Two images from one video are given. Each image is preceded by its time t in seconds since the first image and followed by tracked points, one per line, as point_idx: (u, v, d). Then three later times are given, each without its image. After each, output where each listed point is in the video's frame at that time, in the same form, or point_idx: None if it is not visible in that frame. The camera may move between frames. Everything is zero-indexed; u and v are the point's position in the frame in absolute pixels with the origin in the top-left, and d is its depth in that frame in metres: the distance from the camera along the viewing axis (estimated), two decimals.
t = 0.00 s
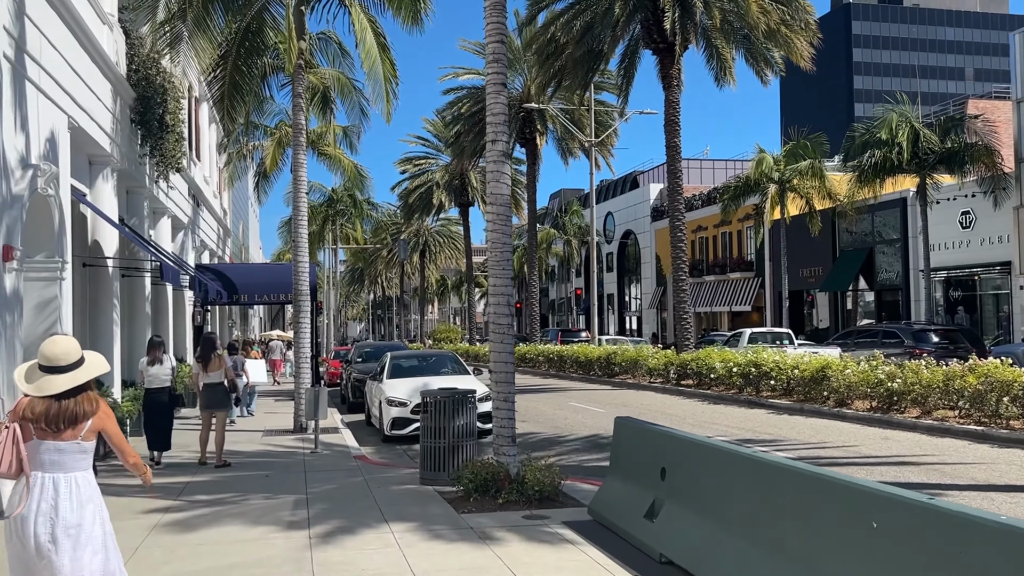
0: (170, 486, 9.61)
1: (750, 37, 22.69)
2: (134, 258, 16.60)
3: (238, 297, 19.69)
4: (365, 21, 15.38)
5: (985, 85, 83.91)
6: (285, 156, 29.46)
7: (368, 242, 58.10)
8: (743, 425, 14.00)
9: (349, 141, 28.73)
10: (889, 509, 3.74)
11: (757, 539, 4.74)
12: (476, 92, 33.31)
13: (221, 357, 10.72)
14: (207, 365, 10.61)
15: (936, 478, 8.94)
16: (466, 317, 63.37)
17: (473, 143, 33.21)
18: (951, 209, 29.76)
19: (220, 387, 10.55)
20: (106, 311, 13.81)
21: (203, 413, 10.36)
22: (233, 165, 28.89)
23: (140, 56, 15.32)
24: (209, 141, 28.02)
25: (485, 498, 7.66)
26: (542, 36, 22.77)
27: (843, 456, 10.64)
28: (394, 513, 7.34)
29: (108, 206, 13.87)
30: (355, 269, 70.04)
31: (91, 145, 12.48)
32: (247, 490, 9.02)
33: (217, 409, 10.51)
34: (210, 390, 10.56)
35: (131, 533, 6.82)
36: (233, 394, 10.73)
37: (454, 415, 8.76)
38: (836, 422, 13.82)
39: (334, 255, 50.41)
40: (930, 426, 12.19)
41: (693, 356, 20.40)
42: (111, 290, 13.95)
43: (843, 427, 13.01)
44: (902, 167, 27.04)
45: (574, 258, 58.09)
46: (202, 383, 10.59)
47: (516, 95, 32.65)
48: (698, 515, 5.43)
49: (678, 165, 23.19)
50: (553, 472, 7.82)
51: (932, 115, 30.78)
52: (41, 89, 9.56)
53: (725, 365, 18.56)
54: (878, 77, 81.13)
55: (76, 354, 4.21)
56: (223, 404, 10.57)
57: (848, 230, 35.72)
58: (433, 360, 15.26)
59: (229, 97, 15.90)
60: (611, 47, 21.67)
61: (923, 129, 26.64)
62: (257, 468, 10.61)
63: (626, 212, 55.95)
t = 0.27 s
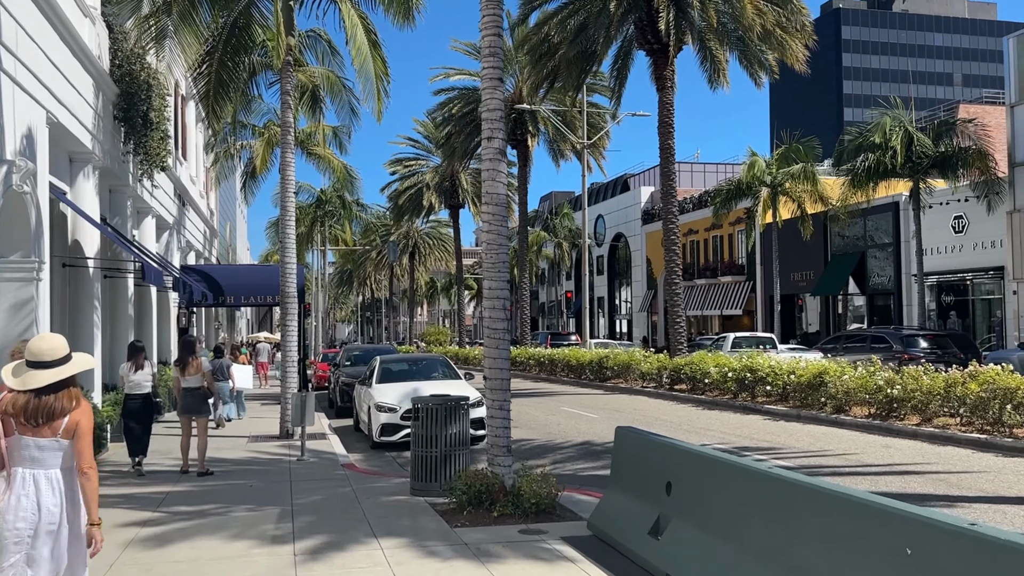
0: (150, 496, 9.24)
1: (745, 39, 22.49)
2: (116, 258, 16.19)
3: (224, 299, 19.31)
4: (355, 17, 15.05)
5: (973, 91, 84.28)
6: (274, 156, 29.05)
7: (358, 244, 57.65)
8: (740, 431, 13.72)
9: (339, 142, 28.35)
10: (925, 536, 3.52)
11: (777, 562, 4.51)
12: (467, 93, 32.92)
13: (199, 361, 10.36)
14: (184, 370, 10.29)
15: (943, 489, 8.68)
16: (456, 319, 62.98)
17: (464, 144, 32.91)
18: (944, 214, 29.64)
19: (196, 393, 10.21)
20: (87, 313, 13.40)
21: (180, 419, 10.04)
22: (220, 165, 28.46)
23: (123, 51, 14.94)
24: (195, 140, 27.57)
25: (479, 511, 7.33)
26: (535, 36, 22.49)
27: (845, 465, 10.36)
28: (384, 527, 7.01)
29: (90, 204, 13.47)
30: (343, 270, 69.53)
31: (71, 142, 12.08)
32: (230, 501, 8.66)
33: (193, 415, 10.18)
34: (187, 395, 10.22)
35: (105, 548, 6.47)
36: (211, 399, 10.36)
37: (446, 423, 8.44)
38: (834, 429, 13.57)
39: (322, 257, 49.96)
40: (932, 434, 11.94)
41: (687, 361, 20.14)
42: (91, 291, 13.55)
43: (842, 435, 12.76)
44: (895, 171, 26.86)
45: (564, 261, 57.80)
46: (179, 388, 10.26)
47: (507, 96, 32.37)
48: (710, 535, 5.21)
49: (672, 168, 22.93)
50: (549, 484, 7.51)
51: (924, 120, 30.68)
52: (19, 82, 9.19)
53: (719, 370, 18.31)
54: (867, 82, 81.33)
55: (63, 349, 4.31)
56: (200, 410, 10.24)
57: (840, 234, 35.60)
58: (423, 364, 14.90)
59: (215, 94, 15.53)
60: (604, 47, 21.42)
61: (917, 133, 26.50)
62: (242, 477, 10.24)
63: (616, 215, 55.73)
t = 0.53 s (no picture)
0: (129, 500, 8.88)
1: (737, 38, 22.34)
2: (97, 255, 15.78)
3: (208, 298, 18.92)
4: (345, 11, 14.73)
5: (957, 96, 84.83)
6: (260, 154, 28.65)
7: (344, 244, 57.17)
8: (735, 434, 13.51)
9: (326, 140, 27.98)
10: (969, 551, 3.35)
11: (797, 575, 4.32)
12: (456, 93, 32.58)
13: (178, 359, 10.05)
14: (163, 369, 9.93)
15: (948, 494, 8.47)
16: (442, 321, 62.56)
17: (453, 144, 32.62)
18: (933, 216, 29.59)
19: (176, 393, 9.85)
20: (66, 312, 13.01)
21: (159, 420, 9.69)
22: (205, 163, 28.01)
23: (105, 42, 14.57)
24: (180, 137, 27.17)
25: (474, 518, 7.05)
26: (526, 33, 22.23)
27: (844, 470, 10.16)
28: (374, 535, 6.71)
29: (70, 200, 13.07)
30: (329, 271, 68.95)
31: (51, 134, 11.70)
32: (213, 507, 8.32)
33: (173, 415, 9.83)
34: (166, 395, 9.87)
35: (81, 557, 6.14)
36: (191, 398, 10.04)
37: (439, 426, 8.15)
38: (830, 433, 13.37)
39: (308, 257, 49.47)
40: (931, 437, 11.76)
41: (678, 363, 19.93)
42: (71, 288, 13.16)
43: (838, 438, 12.57)
44: (886, 174, 26.78)
45: (552, 263, 57.57)
46: (158, 387, 9.91)
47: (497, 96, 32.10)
48: (723, 545, 4.98)
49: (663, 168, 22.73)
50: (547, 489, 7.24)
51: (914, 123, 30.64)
52: None
53: (711, 373, 18.12)
54: (853, 86, 81.69)
55: (65, 352, 4.37)
56: (180, 410, 9.89)
57: (829, 236, 35.56)
58: (412, 366, 14.59)
59: (200, 87, 15.18)
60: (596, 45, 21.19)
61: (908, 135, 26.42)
62: (225, 481, 9.89)
63: (604, 217, 55.54)
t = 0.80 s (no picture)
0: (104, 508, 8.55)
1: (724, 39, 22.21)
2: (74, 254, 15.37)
3: (188, 298, 18.52)
4: (330, 6, 14.41)
5: (938, 100, 85.49)
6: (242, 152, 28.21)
7: (326, 244, 56.66)
8: (725, 438, 13.33)
9: (310, 138, 27.59)
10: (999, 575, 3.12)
11: None
12: (441, 91, 32.25)
13: (158, 363, 9.72)
14: (143, 372, 9.63)
15: (947, 501, 8.29)
16: (426, 322, 62.14)
17: (438, 144, 32.30)
18: (918, 219, 29.45)
19: (155, 397, 9.54)
20: (40, 312, 12.62)
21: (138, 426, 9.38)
22: (186, 160, 27.53)
23: (82, 34, 14.17)
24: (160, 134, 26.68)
25: (465, 529, 6.79)
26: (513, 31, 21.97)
27: (839, 475, 10.00)
28: (361, 547, 6.43)
29: (45, 197, 12.67)
30: (311, 272, 68.31)
31: (26, 128, 11.31)
32: (192, 516, 8.00)
33: (152, 420, 9.53)
34: (145, 400, 9.56)
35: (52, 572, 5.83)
36: (172, 403, 9.72)
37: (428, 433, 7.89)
38: (822, 437, 13.21)
39: (291, 257, 48.96)
40: (924, 442, 11.62)
41: (666, 365, 19.75)
42: (46, 288, 12.77)
43: (830, 443, 12.42)
44: (872, 176, 26.76)
45: (536, 264, 57.35)
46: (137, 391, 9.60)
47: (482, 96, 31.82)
48: (730, 561, 4.75)
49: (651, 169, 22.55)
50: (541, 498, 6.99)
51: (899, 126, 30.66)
52: None
53: (700, 375, 17.96)
54: (835, 89, 82.15)
55: (54, 350, 4.39)
56: (159, 415, 9.59)
57: (813, 238, 35.58)
58: (397, 368, 14.30)
59: (181, 82, 14.83)
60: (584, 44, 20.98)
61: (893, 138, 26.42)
62: (205, 488, 9.56)
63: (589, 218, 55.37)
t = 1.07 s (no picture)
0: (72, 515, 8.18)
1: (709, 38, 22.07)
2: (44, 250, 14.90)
3: (163, 297, 18.06)
4: None
5: (915, 104, 86.29)
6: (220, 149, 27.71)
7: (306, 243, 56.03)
8: (712, 441, 13.14)
9: (289, 135, 27.16)
10: None
11: None
12: (423, 90, 31.90)
13: (136, 364, 9.34)
14: (120, 374, 9.28)
15: (941, 505, 8.13)
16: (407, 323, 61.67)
17: (420, 142, 31.94)
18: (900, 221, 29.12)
19: (133, 400, 9.20)
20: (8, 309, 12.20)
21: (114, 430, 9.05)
22: (162, 157, 26.98)
23: (53, 23, 13.74)
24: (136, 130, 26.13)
25: (450, 537, 6.52)
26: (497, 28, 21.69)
27: (830, 479, 9.82)
28: (342, 557, 6.14)
29: (13, 190, 12.22)
30: (291, 271, 67.58)
31: None
32: (164, 523, 7.67)
33: (129, 424, 9.20)
34: (123, 402, 9.23)
35: None
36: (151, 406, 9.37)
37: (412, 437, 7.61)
38: (809, 440, 13.06)
39: (269, 257, 48.35)
40: (913, 445, 11.48)
41: (650, 367, 19.56)
42: (14, 285, 12.35)
43: (818, 446, 12.26)
44: (855, 178, 26.77)
45: (518, 265, 57.09)
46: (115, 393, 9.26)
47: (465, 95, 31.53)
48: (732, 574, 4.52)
49: (636, 169, 22.36)
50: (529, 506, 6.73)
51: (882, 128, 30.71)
52: None
53: (685, 377, 17.78)
54: (815, 93, 82.64)
55: (26, 351, 4.17)
56: (138, 418, 9.26)
57: (795, 240, 35.60)
58: (379, 369, 13.97)
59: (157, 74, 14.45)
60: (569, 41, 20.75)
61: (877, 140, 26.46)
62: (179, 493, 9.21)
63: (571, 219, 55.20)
